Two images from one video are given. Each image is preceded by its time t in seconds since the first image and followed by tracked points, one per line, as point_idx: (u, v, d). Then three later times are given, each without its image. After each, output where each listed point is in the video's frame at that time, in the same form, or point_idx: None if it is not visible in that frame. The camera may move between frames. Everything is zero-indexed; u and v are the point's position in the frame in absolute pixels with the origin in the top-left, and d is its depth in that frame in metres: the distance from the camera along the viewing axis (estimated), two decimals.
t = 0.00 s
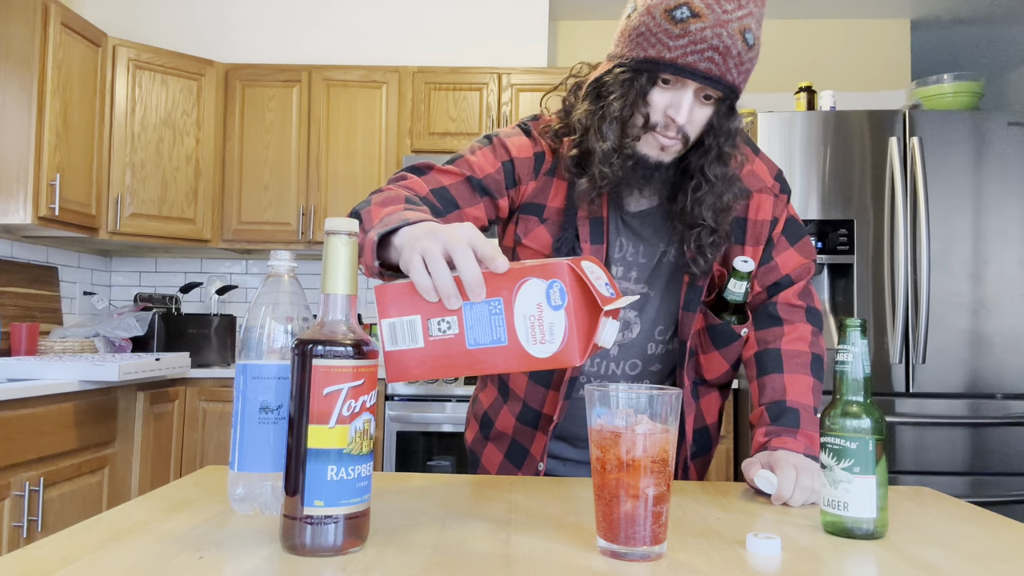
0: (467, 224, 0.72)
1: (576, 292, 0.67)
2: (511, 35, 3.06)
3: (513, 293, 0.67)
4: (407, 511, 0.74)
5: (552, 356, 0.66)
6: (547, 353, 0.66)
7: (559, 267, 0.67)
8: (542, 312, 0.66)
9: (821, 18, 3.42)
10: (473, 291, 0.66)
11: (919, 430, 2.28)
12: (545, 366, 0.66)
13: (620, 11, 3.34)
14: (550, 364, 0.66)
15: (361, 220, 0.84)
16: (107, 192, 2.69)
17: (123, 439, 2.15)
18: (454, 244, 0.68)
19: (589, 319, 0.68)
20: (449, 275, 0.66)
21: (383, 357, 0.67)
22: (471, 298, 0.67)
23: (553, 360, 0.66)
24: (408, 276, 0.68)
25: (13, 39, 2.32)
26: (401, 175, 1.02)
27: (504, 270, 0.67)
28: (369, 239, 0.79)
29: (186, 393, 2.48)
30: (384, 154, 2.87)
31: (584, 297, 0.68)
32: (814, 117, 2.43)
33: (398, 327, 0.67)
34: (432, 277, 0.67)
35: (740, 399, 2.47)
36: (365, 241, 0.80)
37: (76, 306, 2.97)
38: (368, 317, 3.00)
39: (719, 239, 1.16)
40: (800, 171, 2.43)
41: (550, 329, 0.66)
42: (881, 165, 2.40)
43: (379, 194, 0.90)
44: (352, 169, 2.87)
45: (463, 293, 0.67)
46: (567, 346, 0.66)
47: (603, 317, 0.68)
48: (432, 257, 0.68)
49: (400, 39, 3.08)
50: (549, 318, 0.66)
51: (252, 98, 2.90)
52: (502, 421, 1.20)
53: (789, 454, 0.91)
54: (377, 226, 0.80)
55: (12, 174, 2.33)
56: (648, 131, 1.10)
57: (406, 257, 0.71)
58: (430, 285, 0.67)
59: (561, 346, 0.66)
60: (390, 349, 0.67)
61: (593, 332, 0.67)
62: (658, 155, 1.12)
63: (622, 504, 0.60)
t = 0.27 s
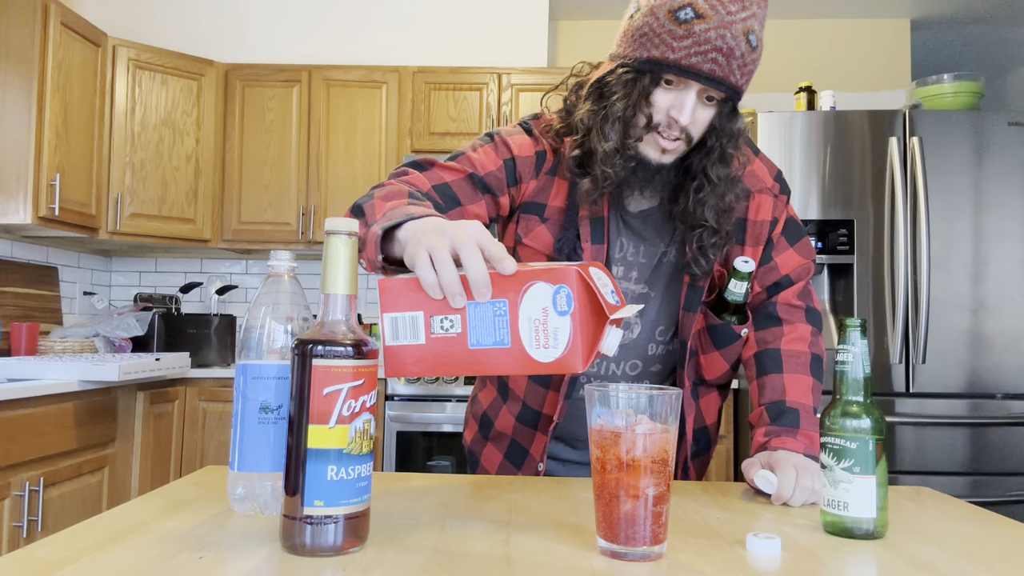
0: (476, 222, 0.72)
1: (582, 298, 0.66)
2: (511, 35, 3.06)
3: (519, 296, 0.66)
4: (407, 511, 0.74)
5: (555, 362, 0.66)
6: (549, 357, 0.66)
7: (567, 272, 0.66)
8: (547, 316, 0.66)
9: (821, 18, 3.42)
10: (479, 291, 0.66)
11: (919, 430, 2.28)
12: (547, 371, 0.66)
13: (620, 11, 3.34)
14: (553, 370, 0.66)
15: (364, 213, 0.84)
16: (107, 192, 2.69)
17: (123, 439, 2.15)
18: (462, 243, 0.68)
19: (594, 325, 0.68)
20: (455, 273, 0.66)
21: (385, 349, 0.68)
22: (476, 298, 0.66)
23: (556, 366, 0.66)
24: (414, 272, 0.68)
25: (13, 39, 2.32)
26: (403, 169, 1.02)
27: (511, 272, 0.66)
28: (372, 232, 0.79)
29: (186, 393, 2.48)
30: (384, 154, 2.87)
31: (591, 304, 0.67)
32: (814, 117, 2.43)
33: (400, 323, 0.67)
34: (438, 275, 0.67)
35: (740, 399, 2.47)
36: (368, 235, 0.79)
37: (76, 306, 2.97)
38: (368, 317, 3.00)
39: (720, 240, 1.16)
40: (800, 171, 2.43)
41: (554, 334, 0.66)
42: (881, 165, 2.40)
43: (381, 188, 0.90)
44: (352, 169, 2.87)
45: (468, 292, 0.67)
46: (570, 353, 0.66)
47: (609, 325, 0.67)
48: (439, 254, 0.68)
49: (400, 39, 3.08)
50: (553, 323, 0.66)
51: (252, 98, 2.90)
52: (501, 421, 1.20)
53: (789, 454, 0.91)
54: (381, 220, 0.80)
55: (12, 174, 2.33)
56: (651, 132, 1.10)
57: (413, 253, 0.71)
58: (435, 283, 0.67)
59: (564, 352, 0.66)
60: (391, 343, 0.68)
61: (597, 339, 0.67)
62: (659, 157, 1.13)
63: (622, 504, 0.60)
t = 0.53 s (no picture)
0: (483, 218, 0.70)
1: (586, 304, 0.66)
2: (511, 34, 3.06)
3: (523, 297, 0.66)
4: (407, 511, 0.74)
5: (555, 366, 0.66)
6: (549, 361, 0.66)
7: (573, 276, 0.66)
8: (549, 319, 0.66)
9: (821, 18, 3.42)
10: (482, 290, 0.65)
11: (919, 430, 2.28)
12: (546, 374, 0.67)
13: (620, 11, 3.34)
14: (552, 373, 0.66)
15: (367, 208, 0.85)
16: (107, 192, 2.69)
17: (123, 439, 2.15)
18: (467, 240, 0.67)
19: (598, 332, 0.68)
20: (460, 271, 0.66)
21: (384, 342, 0.68)
22: (479, 296, 0.66)
23: (555, 370, 0.66)
24: (418, 267, 0.68)
25: (13, 38, 2.31)
26: (404, 167, 1.02)
27: (517, 273, 0.66)
28: (376, 227, 0.79)
29: (186, 393, 2.48)
30: (384, 154, 2.87)
31: (594, 309, 0.67)
32: (814, 116, 2.43)
33: (401, 316, 0.67)
34: (443, 270, 0.66)
35: (740, 400, 2.47)
36: (372, 229, 0.79)
37: (76, 306, 2.97)
38: (368, 317, 3.00)
39: (722, 240, 1.16)
40: (800, 171, 2.43)
41: (555, 338, 0.66)
42: (881, 165, 2.40)
43: (384, 183, 0.90)
44: (352, 169, 2.87)
45: (471, 289, 0.67)
46: (570, 358, 0.66)
47: (611, 332, 0.68)
48: (444, 250, 0.67)
49: (400, 39, 3.08)
50: (556, 327, 0.66)
51: (252, 98, 2.90)
52: (501, 421, 1.20)
53: (789, 454, 0.91)
54: (384, 214, 0.80)
55: (12, 174, 2.33)
56: (653, 132, 1.10)
57: (417, 246, 0.70)
58: (438, 278, 0.66)
59: (564, 356, 0.66)
60: (390, 336, 0.68)
61: (599, 346, 0.67)
62: (662, 156, 1.13)
63: (622, 504, 0.60)
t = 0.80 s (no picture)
0: (486, 215, 0.70)
1: (588, 302, 0.66)
2: (511, 34, 3.06)
3: (525, 295, 0.66)
4: (407, 511, 0.74)
5: (555, 364, 0.66)
6: (550, 359, 0.66)
7: (575, 275, 0.66)
8: (551, 318, 0.66)
9: (821, 18, 3.41)
10: (484, 287, 0.65)
11: (919, 430, 2.28)
12: (546, 372, 0.66)
13: (620, 11, 3.34)
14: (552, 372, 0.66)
15: (368, 205, 0.85)
16: (107, 192, 2.69)
17: (123, 439, 2.15)
18: (471, 237, 0.66)
19: (599, 331, 0.69)
20: (462, 266, 0.66)
21: (383, 337, 0.68)
22: (480, 292, 0.66)
23: (555, 368, 0.66)
24: (420, 262, 0.68)
25: (13, 39, 2.31)
26: (405, 164, 1.01)
27: (519, 270, 0.66)
28: (378, 222, 0.78)
29: (186, 393, 2.48)
30: (384, 154, 2.87)
31: (596, 308, 0.67)
32: (814, 117, 2.43)
33: (401, 311, 0.68)
34: (444, 266, 0.66)
35: (740, 400, 2.47)
36: (373, 224, 0.79)
37: (76, 306, 2.97)
38: (368, 317, 3.00)
39: (722, 239, 1.16)
40: (800, 171, 2.43)
41: (556, 336, 0.66)
42: (881, 165, 2.40)
43: (384, 179, 0.90)
44: (352, 169, 2.88)
45: (473, 286, 0.67)
46: (571, 356, 0.66)
47: (612, 331, 0.68)
48: (446, 245, 0.66)
49: (400, 39, 3.08)
50: (557, 325, 0.66)
51: (252, 98, 2.90)
52: (501, 421, 1.20)
53: (789, 454, 0.91)
54: (385, 210, 0.80)
55: (12, 174, 2.33)
56: (654, 131, 1.10)
57: (420, 241, 0.70)
58: (440, 274, 0.66)
59: (565, 354, 0.66)
60: (390, 331, 0.68)
61: (600, 345, 0.68)
62: (663, 154, 1.13)
63: (622, 504, 0.60)
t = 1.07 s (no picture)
0: (489, 213, 0.70)
1: (590, 303, 0.66)
2: (511, 34, 3.06)
3: (527, 294, 0.66)
4: (407, 511, 0.74)
5: (555, 365, 0.66)
6: (550, 360, 0.66)
7: (578, 275, 0.66)
8: (552, 318, 0.66)
9: (821, 18, 3.41)
10: (486, 285, 0.66)
11: (919, 430, 2.28)
12: (546, 372, 0.66)
13: (620, 11, 3.34)
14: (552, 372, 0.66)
15: (369, 202, 0.85)
16: (107, 192, 2.69)
17: (123, 439, 2.15)
18: (474, 235, 0.67)
19: (600, 333, 0.69)
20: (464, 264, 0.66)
21: (383, 333, 0.68)
22: (482, 291, 0.66)
23: (555, 369, 0.66)
24: (423, 259, 0.68)
25: (13, 39, 2.32)
26: (406, 163, 1.01)
27: (521, 269, 0.66)
28: (380, 219, 0.79)
29: (186, 393, 2.48)
30: (384, 153, 2.87)
31: (598, 309, 0.67)
32: (814, 117, 2.43)
33: (402, 308, 0.68)
34: (447, 263, 0.66)
35: (740, 400, 2.47)
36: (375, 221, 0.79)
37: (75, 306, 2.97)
38: (368, 317, 3.00)
39: (723, 239, 1.16)
40: (800, 171, 2.43)
41: (557, 337, 0.66)
42: (881, 165, 2.40)
43: (386, 176, 0.90)
44: (352, 169, 2.88)
45: (475, 284, 0.67)
46: (571, 358, 0.66)
47: (613, 334, 0.68)
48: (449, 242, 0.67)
49: (400, 39, 3.07)
50: (558, 326, 0.66)
51: (252, 98, 2.90)
52: (501, 422, 1.20)
53: (789, 454, 0.91)
54: (387, 207, 0.80)
55: (12, 174, 2.33)
56: (656, 130, 1.10)
57: (422, 238, 0.70)
58: (443, 271, 0.66)
59: (565, 355, 0.66)
60: (390, 328, 0.68)
61: (600, 348, 0.68)
62: (665, 155, 1.14)
63: (622, 504, 0.60)
